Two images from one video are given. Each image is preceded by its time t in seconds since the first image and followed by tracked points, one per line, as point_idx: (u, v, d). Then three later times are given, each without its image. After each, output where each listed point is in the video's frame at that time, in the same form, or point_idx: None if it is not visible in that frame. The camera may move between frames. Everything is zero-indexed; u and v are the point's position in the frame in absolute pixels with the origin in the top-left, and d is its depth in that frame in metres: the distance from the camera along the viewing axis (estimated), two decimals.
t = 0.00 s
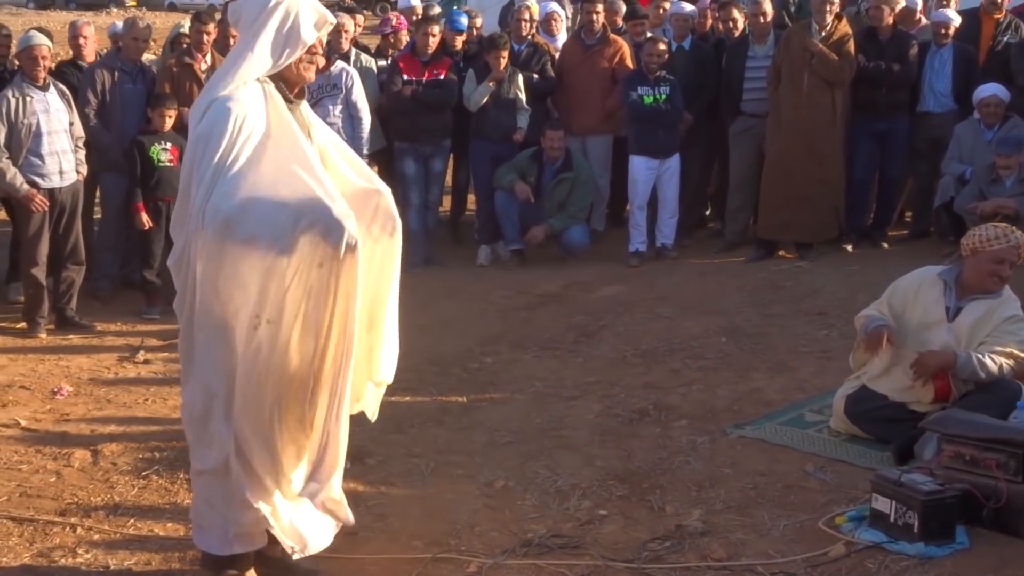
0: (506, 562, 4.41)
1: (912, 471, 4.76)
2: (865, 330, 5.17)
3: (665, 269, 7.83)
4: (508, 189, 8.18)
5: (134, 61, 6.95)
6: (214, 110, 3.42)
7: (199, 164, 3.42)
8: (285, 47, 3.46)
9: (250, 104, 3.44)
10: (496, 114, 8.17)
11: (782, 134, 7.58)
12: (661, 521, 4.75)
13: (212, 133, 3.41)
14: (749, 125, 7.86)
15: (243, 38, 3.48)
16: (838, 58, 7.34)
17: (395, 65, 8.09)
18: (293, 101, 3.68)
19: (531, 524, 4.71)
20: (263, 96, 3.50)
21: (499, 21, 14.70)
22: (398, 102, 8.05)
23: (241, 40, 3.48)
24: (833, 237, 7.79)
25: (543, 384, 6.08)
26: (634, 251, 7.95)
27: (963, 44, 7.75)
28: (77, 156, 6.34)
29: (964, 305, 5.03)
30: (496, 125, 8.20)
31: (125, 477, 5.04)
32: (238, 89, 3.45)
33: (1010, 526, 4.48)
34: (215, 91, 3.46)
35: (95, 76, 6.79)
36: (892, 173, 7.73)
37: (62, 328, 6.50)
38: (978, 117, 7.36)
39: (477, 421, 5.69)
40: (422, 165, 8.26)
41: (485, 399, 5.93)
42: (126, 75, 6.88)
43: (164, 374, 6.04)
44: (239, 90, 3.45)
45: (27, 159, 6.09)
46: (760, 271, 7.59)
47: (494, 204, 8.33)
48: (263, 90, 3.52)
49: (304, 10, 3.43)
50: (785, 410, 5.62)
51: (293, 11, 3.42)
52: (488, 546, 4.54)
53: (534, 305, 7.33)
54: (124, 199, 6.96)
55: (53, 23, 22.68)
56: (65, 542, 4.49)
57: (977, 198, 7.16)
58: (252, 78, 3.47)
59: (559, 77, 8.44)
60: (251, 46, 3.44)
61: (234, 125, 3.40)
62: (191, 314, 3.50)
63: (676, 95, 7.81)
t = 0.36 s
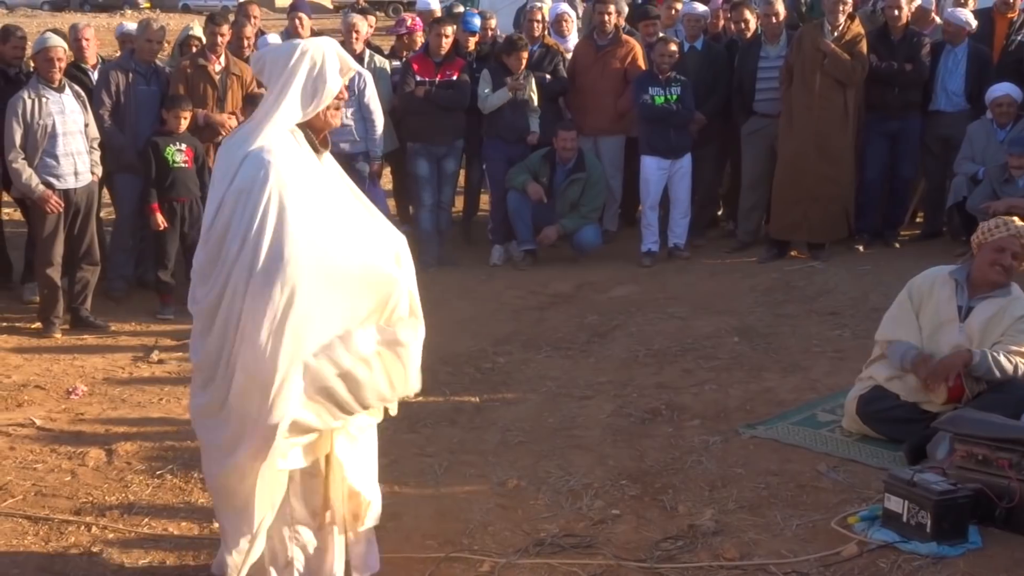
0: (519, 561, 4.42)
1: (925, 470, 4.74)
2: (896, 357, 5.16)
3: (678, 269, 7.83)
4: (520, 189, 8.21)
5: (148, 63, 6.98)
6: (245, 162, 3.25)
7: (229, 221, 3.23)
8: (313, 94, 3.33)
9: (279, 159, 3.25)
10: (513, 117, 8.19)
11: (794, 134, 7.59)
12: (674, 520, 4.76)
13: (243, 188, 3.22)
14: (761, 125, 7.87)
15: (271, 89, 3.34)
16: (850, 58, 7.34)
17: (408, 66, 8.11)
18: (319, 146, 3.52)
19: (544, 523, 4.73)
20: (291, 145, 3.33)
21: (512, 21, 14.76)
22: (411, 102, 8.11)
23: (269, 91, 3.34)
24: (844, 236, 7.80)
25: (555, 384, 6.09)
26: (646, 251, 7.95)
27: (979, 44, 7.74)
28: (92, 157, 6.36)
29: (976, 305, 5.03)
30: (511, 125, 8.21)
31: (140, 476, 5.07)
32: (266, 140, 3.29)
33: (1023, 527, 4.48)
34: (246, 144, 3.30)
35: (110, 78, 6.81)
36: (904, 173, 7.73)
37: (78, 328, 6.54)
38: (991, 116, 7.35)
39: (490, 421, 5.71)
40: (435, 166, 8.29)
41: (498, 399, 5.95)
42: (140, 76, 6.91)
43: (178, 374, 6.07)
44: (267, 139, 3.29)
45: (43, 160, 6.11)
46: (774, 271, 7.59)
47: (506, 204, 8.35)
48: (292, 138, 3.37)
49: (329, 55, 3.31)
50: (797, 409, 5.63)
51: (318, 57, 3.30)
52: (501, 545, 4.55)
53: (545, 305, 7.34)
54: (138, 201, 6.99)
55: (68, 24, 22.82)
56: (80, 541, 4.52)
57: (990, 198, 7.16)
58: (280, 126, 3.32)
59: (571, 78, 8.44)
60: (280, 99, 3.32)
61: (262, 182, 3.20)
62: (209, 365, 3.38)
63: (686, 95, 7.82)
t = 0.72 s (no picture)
0: (521, 554, 4.54)
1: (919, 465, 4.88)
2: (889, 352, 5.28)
3: (676, 269, 7.95)
4: (521, 191, 8.33)
5: (158, 68, 7.11)
6: (254, 155, 3.42)
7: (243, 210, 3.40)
8: (322, 82, 3.48)
9: (290, 147, 3.44)
10: (512, 121, 8.36)
11: (789, 137, 7.71)
12: (672, 514, 4.88)
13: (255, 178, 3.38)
14: (757, 128, 8.00)
15: (282, 80, 3.51)
16: (844, 63, 7.47)
17: (412, 72, 8.26)
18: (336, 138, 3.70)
19: (545, 517, 4.85)
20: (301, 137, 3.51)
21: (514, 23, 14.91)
22: (415, 107, 8.27)
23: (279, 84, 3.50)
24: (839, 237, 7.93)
25: (556, 381, 6.21)
26: (644, 251, 8.08)
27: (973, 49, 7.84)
28: (103, 161, 6.49)
29: (965, 302, 5.19)
30: (510, 128, 8.37)
31: (150, 472, 5.19)
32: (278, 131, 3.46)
33: (1014, 520, 4.62)
34: (255, 134, 3.47)
35: (120, 83, 6.93)
36: (897, 174, 7.82)
37: (89, 328, 6.67)
38: (982, 119, 7.47)
39: (492, 417, 5.83)
40: (438, 168, 8.44)
41: (500, 396, 6.07)
42: (150, 81, 7.05)
43: (188, 372, 6.20)
44: (281, 131, 3.47)
45: (55, 163, 6.23)
46: (769, 270, 7.72)
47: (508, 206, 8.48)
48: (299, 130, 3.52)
49: (335, 42, 3.46)
50: (793, 405, 5.75)
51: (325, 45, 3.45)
52: (503, 539, 4.67)
53: (547, 305, 7.46)
54: (148, 207, 7.18)
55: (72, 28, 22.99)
56: (92, 535, 4.64)
57: (981, 199, 7.25)
58: (290, 119, 3.49)
59: (571, 82, 8.57)
60: (291, 89, 3.47)
61: (275, 166, 3.39)
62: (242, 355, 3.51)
63: (684, 98, 7.95)
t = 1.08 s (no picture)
0: (506, 533, 4.96)
1: (875, 449, 5.36)
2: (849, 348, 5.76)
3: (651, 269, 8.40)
4: (507, 197, 8.77)
5: (168, 83, 7.53)
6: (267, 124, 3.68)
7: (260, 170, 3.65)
8: (324, 59, 3.73)
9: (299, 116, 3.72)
10: (500, 133, 8.76)
11: (756, 147, 8.19)
12: (647, 495, 5.31)
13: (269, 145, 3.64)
14: (726, 138, 8.47)
15: (283, 62, 3.77)
16: (806, 78, 7.94)
17: (404, 87, 8.73)
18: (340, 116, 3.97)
19: (530, 499, 5.28)
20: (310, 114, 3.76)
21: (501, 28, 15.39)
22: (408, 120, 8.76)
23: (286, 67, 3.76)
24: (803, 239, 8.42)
25: (540, 373, 6.65)
26: (621, 253, 8.54)
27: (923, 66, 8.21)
28: (118, 170, 6.90)
29: (917, 300, 5.65)
30: (497, 140, 8.78)
31: (163, 458, 5.61)
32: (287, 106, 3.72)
33: (961, 499, 5.12)
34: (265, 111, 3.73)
35: (134, 97, 7.34)
36: (856, 182, 8.29)
37: (106, 325, 7.09)
38: (934, 130, 7.87)
39: (480, 406, 6.26)
40: (430, 176, 8.88)
41: (488, 386, 6.51)
42: (161, 95, 7.45)
43: (198, 366, 6.62)
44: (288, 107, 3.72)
45: (73, 172, 6.63)
46: (738, 270, 8.19)
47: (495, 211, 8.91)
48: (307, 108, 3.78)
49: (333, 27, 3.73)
50: (759, 394, 6.20)
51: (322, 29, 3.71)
52: (490, 519, 5.10)
53: (533, 303, 7.90)
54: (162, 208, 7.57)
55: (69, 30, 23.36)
56: (109, 518, 5.05)
57: (933, 205, 7.69)
58: (297, 95, 3.74)
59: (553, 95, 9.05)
60: (297, 65, 3.73)
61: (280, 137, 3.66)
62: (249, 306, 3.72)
63: (658, 111, 8.39)
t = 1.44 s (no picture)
0: (490, 503, 5.67)
1: (817, 429, 6.12)
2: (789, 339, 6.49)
3: (618, 270, 9.21)
4: (490, 206, 9.57)
5: (188, 105, 8.24)
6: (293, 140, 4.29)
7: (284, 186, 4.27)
8: (340, 81, 4.37)
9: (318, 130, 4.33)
10: (485, 148, 9.51)
11: (712, 163, 9.03)
12: (615, 470, 6.04)
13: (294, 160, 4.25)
14: (683, 155, 9.34)
15: (304, 83, 4.38)
16: (755, 100, 8.81)
17: (397, 108, 9.57)
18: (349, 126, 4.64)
19: (511, 474, 5.99)
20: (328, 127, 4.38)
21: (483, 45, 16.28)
22: (401, 138, 9.56)
23: (306, 86, 4.37)
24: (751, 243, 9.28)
25: (519, 362, 7.40)
26: (591, 255, 9.37)
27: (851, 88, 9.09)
28: (142, 182, 7.64)
29: (852, 296, 6.37)
30: (483, 155, 9.54)
31: (183, 439, 6.31)
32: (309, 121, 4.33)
33: (892, 472, 5.87)
34: (290, 126, 4.33)
35: (157, 118, 8.05)
36: (798, 193, 9.18)
37: (132, 321, 7.85)
38: (869, 146, 8.68)
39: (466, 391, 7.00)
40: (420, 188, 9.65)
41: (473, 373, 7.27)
42: (182, 116, 8.17)
43: (215, 357, 7.35)
44: (312, 123, 4.33)
45: (102, 184, 7.37)
46: (696, 270, 9.02)
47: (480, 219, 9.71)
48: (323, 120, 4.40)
49: (351, 53, 4.35)
50: (713, 380, 6.97)
51: (341, 54, 4.34)
52: (476, 491, 5.80)
53: (513, 300, 8.66)
54: (181, 216, 8.33)
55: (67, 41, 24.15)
56: (136, 492, 5.72)
57: (867, 213, 8.57)
58: (317, 112, 4.37)
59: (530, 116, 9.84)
60: (320, 82, 4.34)
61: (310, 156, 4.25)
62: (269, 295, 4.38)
63: (624, 129, 9.19)
